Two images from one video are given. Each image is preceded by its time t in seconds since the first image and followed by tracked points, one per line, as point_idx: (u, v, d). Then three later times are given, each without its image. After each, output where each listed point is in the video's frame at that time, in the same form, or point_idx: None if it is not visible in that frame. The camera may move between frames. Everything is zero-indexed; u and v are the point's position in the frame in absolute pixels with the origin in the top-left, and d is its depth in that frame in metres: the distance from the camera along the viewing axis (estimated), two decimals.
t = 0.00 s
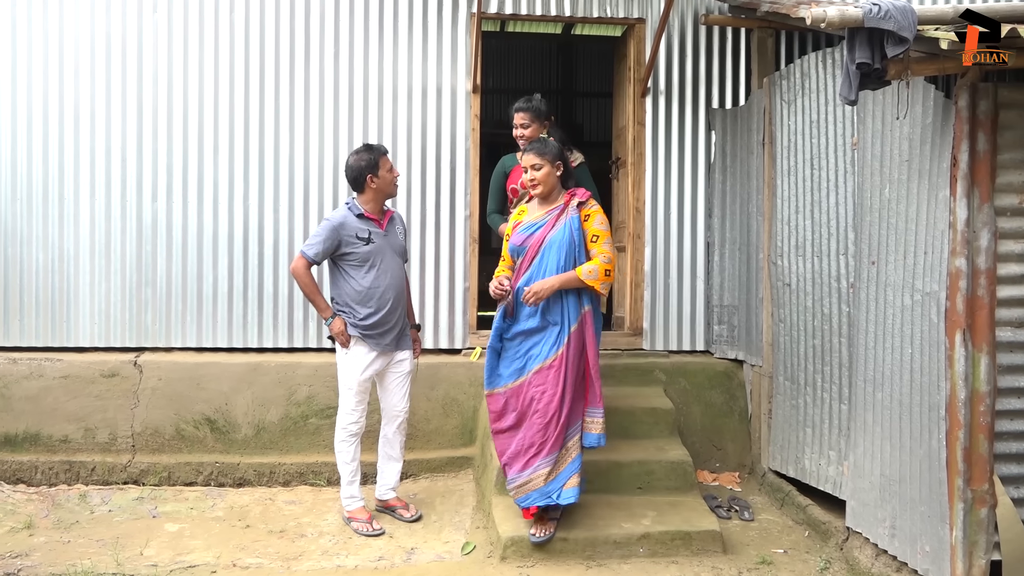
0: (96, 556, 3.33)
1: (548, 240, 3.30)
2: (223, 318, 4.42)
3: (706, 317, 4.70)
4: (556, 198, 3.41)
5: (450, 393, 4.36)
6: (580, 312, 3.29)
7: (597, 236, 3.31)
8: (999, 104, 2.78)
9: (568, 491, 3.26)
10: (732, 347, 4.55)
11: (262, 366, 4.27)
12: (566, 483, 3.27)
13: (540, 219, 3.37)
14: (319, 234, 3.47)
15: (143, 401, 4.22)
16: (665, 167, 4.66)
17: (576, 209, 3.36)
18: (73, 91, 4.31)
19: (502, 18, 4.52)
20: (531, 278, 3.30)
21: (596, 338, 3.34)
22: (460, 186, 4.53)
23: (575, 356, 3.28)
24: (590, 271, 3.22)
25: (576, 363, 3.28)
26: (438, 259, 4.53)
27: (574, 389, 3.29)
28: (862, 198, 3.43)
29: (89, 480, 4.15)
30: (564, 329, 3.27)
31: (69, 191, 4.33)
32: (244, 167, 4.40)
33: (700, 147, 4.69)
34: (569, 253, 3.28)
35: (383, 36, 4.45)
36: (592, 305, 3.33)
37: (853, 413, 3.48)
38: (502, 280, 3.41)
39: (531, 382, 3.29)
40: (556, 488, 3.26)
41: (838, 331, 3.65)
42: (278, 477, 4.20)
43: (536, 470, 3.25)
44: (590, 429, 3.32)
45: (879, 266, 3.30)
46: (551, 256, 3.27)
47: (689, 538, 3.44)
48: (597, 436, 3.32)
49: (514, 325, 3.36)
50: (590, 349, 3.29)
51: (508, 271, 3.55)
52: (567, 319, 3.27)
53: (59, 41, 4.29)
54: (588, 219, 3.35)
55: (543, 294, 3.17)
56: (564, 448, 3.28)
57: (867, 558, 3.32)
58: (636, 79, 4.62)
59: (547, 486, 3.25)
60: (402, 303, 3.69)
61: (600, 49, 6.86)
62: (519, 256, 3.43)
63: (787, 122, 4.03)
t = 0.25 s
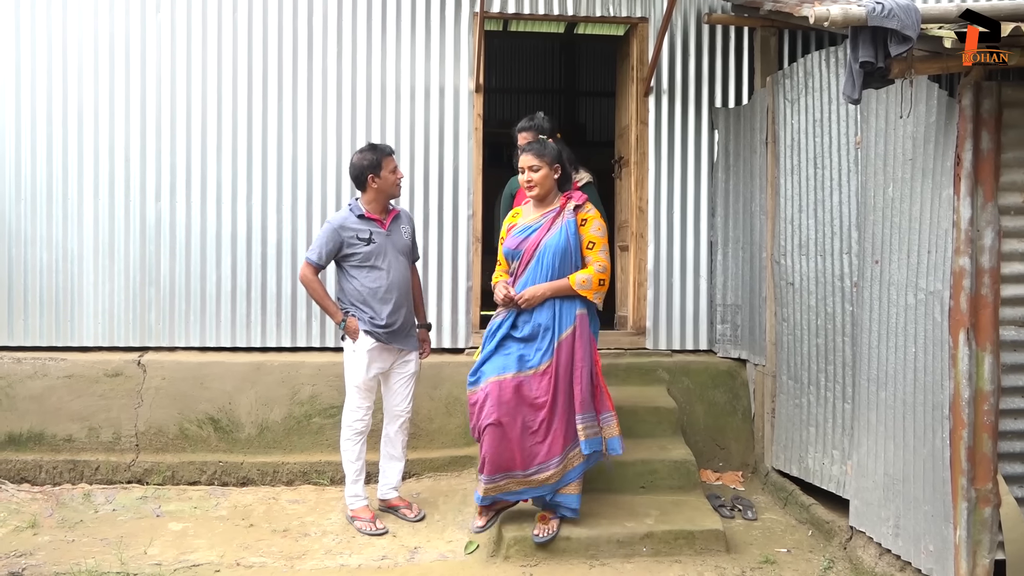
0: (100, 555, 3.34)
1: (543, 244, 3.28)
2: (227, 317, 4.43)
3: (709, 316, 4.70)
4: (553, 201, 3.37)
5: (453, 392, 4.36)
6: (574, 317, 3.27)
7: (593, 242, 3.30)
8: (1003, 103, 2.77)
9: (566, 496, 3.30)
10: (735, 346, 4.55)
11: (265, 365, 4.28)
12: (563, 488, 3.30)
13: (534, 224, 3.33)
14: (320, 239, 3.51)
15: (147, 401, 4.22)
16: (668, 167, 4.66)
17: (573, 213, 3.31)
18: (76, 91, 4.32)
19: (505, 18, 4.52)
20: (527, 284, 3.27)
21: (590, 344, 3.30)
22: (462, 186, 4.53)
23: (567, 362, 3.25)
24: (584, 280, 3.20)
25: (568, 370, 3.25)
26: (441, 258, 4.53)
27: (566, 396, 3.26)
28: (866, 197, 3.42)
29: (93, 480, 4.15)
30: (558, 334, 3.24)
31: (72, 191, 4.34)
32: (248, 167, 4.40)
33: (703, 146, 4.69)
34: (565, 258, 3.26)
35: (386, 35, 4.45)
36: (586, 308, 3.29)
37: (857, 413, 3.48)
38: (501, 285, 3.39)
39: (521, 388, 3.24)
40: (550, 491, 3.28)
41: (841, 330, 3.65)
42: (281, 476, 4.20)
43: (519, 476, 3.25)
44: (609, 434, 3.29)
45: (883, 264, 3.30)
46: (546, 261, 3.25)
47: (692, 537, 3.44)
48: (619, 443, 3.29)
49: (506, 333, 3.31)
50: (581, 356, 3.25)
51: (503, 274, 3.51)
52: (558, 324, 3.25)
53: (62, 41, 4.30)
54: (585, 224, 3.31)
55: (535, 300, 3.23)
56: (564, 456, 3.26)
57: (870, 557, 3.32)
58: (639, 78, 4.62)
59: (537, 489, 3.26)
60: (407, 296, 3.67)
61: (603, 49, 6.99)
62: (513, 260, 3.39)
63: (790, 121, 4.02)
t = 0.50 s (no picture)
0: (105, 553, 3.34)
1: (537, 268, 3.05)
2: (231, 317, 4.44)
3: (713, 315, 4.70)
4: (543, 223, 3.16)
5: (457, 392, 4.36)
6: (570, 343, 3.09)
7: (587, 267, 3.12)
8: (1009, 103, 2.77)
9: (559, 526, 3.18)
10: (740, 346, 4.54)
11: (270, 364, 4.29)
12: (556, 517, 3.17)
13: (526, 245, 3.08)
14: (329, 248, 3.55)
15: (151, 400, 4.23)
16: (672, 166, 4.66)
17: (566, 235, 3.11)
18: (81, 91, 4.32)
19: (509, 17, 4.52)
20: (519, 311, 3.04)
21: (585, 371, 3.12)
22: (467, 185, 4.53)
23: (564, 391, 3.06)
24: (579, 305, 3.04)
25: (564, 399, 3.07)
26: (446, 257, 4.53)
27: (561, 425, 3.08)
28: (870, 197, 3.42)
29: (98, 478, 4.16)
30: (553, 362, 3.05)
31: (77, 190, 4.35)
32: (252, 166, 4.41)
33: (708, 146, 4.68)
34: (559, 282, 3.06)
35: (391, 35, 4.45)
36: (580, 334, 3.12)
37: (861, 413, 3.47)
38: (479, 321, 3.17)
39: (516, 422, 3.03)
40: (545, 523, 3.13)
41: (846, 330, 3.64)
42: (285, 475, 4.21)
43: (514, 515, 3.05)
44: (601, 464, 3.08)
45: (888, 264, 3.29)
46: (540, 286, 3.03)
47: (696, 537, 3.43)
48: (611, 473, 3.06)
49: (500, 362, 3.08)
50: (579, 382, 3.07)
51: (485, 299, 3.26)
52: (554, 352, 3.06)
53: (67, 41, 4.31)
54: (579, 248, 3.13)
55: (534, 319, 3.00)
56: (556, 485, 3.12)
57: (875, 557, 3.31)
58: (643, 78, 4.62)
59: (533, 524, 3.10)
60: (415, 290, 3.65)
61: (605, 48, 7.27)
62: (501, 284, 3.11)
63: (795, 120, 4.02)
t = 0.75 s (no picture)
0: (108, 553, 3.35)
1: (524, 288, 2.93)
2: (235, 316, 4.44)
3: (717, 315, 4.69)
4: (529, 240, 3.04)
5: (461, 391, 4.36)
6: (556, 364, 3.01)
7: (574, 288, 3.03)
8: (1014, 103, 2.76)
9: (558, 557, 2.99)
10: (743, 346, 4.54)
11: (273, 364, 4.29)
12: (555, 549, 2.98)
13: (512, 263, 2.96)
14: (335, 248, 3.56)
15: (155, 399, 4.24)
16: (676, 166, 4.66)
17: (553, 255, 3.00)
18: (86, 91, 4.33)
19: (512, 17, 4.52)
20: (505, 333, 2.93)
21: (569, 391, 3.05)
22: (470, 185, 4.53)
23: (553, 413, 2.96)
24: (567, 327, 2.95)
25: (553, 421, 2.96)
26: (449, 257, 4.54)
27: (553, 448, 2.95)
28: (875, 197, 3.41)
29: (102, 478, 4.17)
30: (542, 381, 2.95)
31: (82, 189, 4.35)
32: (256, 166, 4.41)
33: (712, 146, 4.68)
34: (546, 303, 2.95)
35: (394, 35, 4.45)
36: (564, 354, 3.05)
37: (865, 414, 3.46)
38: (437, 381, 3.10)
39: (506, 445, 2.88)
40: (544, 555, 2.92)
41: (850, 330, 3.63)
42: (289, 474, 4.21)
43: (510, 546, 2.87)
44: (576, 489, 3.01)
45: (892, 265, 3.28)
46: (527, 307, 2.92)
47: (700, 537, 3.43)
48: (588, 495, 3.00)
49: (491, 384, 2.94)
50: (567, 403, 2.99)
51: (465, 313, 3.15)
52: (541, 373, 2.96)
53: (72, 40, 4.31)
54: (566, 268, 3.03)
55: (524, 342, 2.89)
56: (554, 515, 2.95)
57: (879, 558, 3.30)
58: (647, 77, 4.62)
59: (531, 556, 2.90)
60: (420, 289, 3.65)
61: (609, 48, 7.30)
62: (485, 302, 2.99)
63: (799, 120, 4.01)
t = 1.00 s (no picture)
0: (112, 551, 3.35)
1: (531, 281, 2.86)
2: (239, 315, 4.44)
3: (721, 315, 4.69)
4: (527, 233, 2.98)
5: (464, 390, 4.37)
6: (565, 356, 3.00)
7: (576, 280, 3.03)
8: (1020, 104, 2.75)
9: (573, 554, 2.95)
10: (747, 346, 4.53)
11: (277, 363, 4.30)
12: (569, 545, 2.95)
13: (515, 257, 2.87)
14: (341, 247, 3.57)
15: (159, 397, 4.24)
16: (680, 166, 4.65)
17: (556, 246, 2.96)
18: (90, 88, 4.34)
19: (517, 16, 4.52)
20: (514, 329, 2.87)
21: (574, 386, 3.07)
22: (475, 184, 4.54)
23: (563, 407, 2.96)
24: (573, 318, 2.96)
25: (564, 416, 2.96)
26: (453, 255, 4.54)
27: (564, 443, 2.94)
28: (880, 197, 3.40)
29: (106, 475, 4.18)
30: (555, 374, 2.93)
31: (86, 187, 4.36)
32: (261, 165, 4.42)
33: (716, 145, 4.67)
34: (552, 296, 2.92)
35: (399, 34, 4.45)
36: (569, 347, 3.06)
37: (870, 415, 3.45)
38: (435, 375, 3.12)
39: (524, 441, 2.85)
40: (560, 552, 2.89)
41: (855, 331, 3.62)
42: (292, 473, 4.21)
43: (529, 544, 2.82)
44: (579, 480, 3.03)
45: (898, 265, 3.27)
46: (535, 301, 2.88)
47: (703, 537, 3.43)
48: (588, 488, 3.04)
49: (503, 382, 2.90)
50: (575, 397, 3.00)
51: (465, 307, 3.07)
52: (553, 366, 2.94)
53: (77, 38, 4.32)
54: (569, 259, 3.01)
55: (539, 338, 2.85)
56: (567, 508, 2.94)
57: (883, 559, 3.30)
58: (652, 77, 4.62)
59: (548, 554, 2.86)
60: (424, 290, 3.64)
61: (614, 47, 7.37)
62: (489, 297, 2.91)
63: (804, 120, 4.00)
